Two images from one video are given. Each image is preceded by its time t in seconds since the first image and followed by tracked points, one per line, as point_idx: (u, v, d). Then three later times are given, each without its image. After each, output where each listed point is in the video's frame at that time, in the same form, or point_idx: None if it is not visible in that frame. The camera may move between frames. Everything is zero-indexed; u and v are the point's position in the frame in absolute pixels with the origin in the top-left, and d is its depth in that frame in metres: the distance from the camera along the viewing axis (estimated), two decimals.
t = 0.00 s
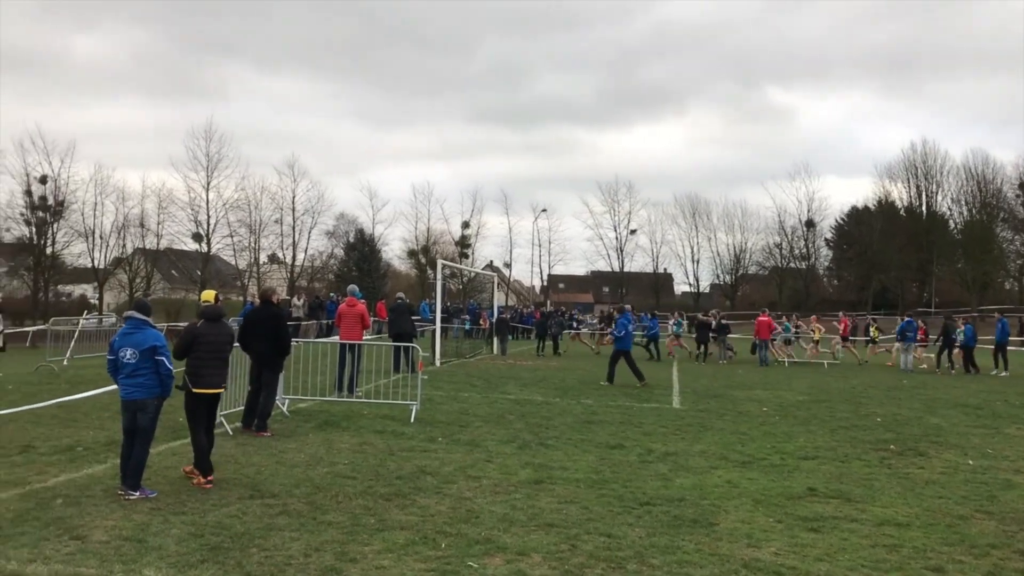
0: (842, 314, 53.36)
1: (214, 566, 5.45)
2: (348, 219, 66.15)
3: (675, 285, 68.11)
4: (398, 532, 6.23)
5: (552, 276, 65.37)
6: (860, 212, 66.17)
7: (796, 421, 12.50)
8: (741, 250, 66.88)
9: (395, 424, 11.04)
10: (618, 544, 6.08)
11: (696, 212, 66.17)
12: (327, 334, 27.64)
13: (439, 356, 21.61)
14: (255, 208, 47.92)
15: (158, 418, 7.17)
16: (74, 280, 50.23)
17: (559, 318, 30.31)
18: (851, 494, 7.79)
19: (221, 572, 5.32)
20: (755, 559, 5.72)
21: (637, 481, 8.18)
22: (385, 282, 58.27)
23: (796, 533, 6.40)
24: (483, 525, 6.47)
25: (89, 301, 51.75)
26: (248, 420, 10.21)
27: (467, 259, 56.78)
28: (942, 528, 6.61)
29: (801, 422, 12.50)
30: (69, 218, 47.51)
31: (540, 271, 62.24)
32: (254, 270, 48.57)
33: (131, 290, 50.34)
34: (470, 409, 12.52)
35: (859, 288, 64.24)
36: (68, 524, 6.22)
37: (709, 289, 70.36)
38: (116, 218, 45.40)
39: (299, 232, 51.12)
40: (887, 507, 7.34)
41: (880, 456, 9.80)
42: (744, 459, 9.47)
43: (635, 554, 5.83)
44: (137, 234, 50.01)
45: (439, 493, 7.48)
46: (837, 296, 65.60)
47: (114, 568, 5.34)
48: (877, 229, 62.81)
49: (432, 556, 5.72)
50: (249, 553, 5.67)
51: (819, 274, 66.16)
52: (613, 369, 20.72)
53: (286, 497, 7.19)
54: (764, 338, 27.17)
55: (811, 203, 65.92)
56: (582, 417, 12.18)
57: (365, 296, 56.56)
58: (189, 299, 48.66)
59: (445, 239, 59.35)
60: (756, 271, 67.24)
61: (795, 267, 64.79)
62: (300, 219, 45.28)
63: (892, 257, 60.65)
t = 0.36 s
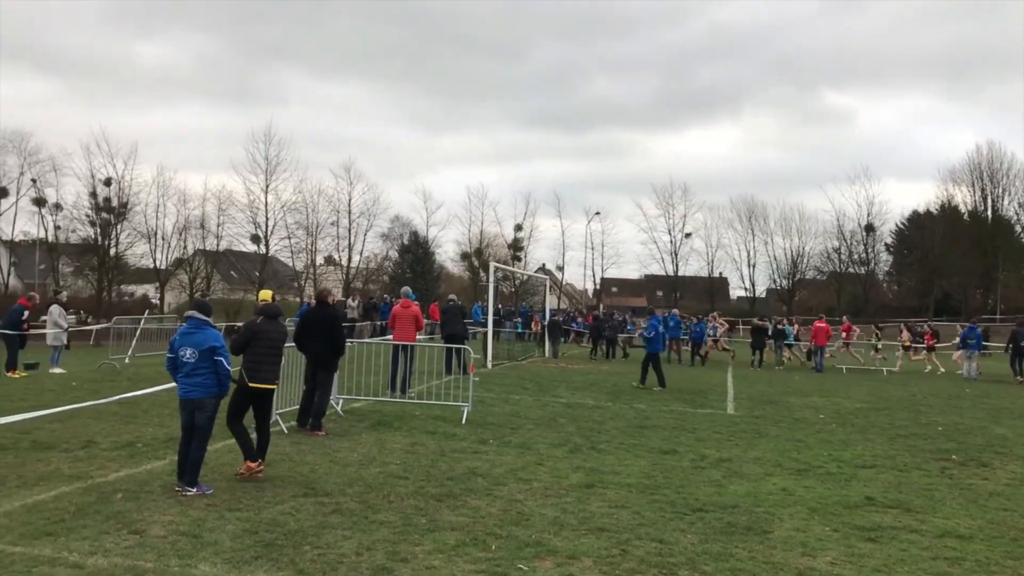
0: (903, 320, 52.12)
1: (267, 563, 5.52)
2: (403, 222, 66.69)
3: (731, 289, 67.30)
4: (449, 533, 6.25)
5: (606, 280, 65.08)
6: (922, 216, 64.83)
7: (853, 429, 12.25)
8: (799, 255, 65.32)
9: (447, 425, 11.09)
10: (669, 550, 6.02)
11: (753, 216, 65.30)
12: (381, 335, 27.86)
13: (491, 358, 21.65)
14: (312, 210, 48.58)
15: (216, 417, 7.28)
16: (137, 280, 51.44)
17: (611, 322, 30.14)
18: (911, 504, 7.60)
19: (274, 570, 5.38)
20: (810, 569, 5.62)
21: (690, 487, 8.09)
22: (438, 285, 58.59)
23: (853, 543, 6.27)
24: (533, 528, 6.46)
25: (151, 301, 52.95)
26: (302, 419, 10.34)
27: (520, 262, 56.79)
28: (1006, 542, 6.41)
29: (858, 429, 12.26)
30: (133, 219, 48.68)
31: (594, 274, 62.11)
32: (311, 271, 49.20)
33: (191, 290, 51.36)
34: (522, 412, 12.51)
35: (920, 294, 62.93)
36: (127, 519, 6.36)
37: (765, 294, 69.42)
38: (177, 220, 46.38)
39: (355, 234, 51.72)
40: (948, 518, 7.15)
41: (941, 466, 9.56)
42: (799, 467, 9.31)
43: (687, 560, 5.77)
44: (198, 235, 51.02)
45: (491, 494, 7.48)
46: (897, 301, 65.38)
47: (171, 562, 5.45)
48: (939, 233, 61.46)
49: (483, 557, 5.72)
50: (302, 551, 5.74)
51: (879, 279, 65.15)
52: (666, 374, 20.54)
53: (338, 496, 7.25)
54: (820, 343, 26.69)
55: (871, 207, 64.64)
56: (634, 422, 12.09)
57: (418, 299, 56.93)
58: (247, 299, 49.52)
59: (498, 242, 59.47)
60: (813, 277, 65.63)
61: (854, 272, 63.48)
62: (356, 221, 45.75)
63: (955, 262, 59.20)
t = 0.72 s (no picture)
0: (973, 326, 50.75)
1: (330, 558, 5.58)
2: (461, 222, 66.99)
3: (792, 293, 66.23)
4: (509, 533, 6.25)
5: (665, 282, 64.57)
6: (993, 220, 63.20)
7: (921, 437, 11.95)
8: (863, 257, 64.00)
9: (506, 425, 11.09)
10: (732, 556, 5.93)
11: (816, 219, 64.19)
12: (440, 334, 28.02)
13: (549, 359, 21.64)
14: (372, 211, 49.11)
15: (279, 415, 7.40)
16: (202, 278, 52.55)
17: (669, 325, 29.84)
18: (983, 516, 7.38)
19: (336, 565, 5.44)
20: None
21: (752, 493, 7.97)
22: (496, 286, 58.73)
23: (923, 554, 6.11)
24: (593, 530, 6.42)
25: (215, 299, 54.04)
26: (364, 416, 10.46)
27: (578, 264, 56.62)
28: None
29: (926, 437, 11.96)
30: (199, 219, 49.74)
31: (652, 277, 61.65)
32: (371, 271, 49.77)
33: (255, 289, 52.28)
34: (580, 413, 12.46)
35: (990, 300, 61.40)
36: (194, 511, 6.50)
37: (828, 298, 68.22)
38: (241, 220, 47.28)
39: (414, 234, 52.13)
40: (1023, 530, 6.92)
41: (1015, 477, 9.26)
42: (865, 475, 9.10)
43: (750, 567, 5.68)
44: (262, 235, 51.92)
45: (550, 496, 7.46)
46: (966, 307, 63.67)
47: (236, 555, 5.53)
48: (1011, 237, 59.88)
49: (543, 558, 5.71)
50: (363, 548, 5.79)
51: (948, 285, 63.67)
52: (726, 378, 20.29)
53: (399, 493, 7.32)
54: (883, 348, 26.09)
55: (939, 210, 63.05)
56: (695, 426, 11.95)
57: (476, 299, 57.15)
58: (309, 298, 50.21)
59: (556, 243, 59.39)
60: (879, 280, 64.26)
61: (920, 276, 62.14)
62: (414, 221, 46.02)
63: None
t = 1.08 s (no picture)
0: None
1: (400, 560, 5.62)
2: (510, 225, 67.16)
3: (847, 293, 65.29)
4: (576, 537, 6.23)
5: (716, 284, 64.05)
6: None
7: (990, 441, 11.65)
8: (920, 258, 62.95)
9: (565, 428, 11.08)
10: (804, 561, 5.84)
11: (871, 219, 63.16)
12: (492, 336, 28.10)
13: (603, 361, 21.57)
14: (422, 214, 49.47)
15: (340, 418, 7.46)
16: (256, 282, 53.40)
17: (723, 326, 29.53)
18: None
19: (407, 567, 5.47)
20: None
21: (819, 497, 7.84)
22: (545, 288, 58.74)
23: (1002, 562, 5.95)
24: (661, 534, 6.37)
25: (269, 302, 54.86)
26: (422, 418, 10.54)
27: (628, 265, 56.41)
28: None
29: (995, 441, 11.66)
30: (253, 223, 50.59)
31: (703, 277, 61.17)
32: (421, 274, 50.20)
33: (308, 292, 52.99)
34: (638, 416, 12.39)
35: None
36: (265, 512, 6.59)
37: (883, 298, 67.10)
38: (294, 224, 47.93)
39: (464, 237, 52.39)
40: None
41: None
42: (934, 479, 8.90)
43: (824, 573, 5.58)
44: (314, 239, 52.61)
45: (614, 499, 7.42)
46: None
47: (306, 557, 5.59)
48: None
49: (612, 563, 5.68)
50: (433, 550, 5.82)
51: (1009, 285, 62.23)
52: (784, 380, 20.02)
53: (463, 495, 7.34)
54: (944, 349, 25.52)
55: (999, 208, 61.65)
56: (755, 429, 11.81)
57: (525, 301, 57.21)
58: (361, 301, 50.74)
59: (606, 245, 59.23)
60: (936, 280, 63.16)
61: (980, 276, 60.93)
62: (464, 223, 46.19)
63: None
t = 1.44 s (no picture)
0: None
1: (479, 562, 5.64)
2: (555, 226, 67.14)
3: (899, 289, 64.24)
4: (652, 539, 6.19)
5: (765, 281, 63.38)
6: None
7: None
8: (975, 252, 62.72)
9: (626, 429, 11.03)
10: (887, 563, 5.74)
11: (924, 213, 62.07)
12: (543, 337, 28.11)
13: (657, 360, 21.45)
14: (468, 216, 49.62)
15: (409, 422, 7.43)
16: (305, 286, 54.02)
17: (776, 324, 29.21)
18: None
19: (486, 569, 5.48)
20: None
21: (894, 498, 7.70)
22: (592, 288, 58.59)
23: None
24: (738, 536, 6.30)
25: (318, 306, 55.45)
26: (485, 421, 10.54)
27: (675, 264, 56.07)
28: None
29: None
30: (302, 229, 51.20)
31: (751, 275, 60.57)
32: (468, 276, 50.45)
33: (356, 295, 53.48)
34: (699, 417, 12.28)
35: None
36: (340, 515, 6.65)
37: (937, 294, 65.89)
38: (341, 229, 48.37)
39: (509, 239, 52.45)
40: None
41: None
42: (1010, 479, 8.69)
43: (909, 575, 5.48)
44: (362, 243, 53.07)
45: (685, 501, 7.36)
46: None
47: (386, 560, 5.62)
48: None
49: (692, 565, 5.62)
50: (509, 552, 5.83)
51: None
52: (842, 378, 19.72)
53: (533, 498, 7.33)
54: (1009, 346, 24.95)
55: None
56: (819, 428, 11.64)
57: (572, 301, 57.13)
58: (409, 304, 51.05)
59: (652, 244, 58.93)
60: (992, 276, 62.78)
61: None
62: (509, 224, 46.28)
63: None
